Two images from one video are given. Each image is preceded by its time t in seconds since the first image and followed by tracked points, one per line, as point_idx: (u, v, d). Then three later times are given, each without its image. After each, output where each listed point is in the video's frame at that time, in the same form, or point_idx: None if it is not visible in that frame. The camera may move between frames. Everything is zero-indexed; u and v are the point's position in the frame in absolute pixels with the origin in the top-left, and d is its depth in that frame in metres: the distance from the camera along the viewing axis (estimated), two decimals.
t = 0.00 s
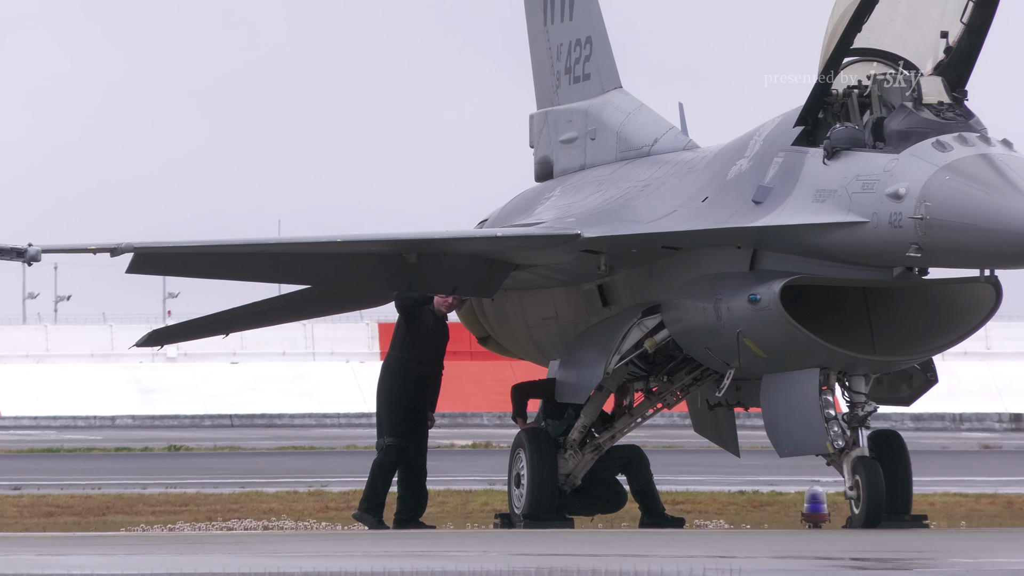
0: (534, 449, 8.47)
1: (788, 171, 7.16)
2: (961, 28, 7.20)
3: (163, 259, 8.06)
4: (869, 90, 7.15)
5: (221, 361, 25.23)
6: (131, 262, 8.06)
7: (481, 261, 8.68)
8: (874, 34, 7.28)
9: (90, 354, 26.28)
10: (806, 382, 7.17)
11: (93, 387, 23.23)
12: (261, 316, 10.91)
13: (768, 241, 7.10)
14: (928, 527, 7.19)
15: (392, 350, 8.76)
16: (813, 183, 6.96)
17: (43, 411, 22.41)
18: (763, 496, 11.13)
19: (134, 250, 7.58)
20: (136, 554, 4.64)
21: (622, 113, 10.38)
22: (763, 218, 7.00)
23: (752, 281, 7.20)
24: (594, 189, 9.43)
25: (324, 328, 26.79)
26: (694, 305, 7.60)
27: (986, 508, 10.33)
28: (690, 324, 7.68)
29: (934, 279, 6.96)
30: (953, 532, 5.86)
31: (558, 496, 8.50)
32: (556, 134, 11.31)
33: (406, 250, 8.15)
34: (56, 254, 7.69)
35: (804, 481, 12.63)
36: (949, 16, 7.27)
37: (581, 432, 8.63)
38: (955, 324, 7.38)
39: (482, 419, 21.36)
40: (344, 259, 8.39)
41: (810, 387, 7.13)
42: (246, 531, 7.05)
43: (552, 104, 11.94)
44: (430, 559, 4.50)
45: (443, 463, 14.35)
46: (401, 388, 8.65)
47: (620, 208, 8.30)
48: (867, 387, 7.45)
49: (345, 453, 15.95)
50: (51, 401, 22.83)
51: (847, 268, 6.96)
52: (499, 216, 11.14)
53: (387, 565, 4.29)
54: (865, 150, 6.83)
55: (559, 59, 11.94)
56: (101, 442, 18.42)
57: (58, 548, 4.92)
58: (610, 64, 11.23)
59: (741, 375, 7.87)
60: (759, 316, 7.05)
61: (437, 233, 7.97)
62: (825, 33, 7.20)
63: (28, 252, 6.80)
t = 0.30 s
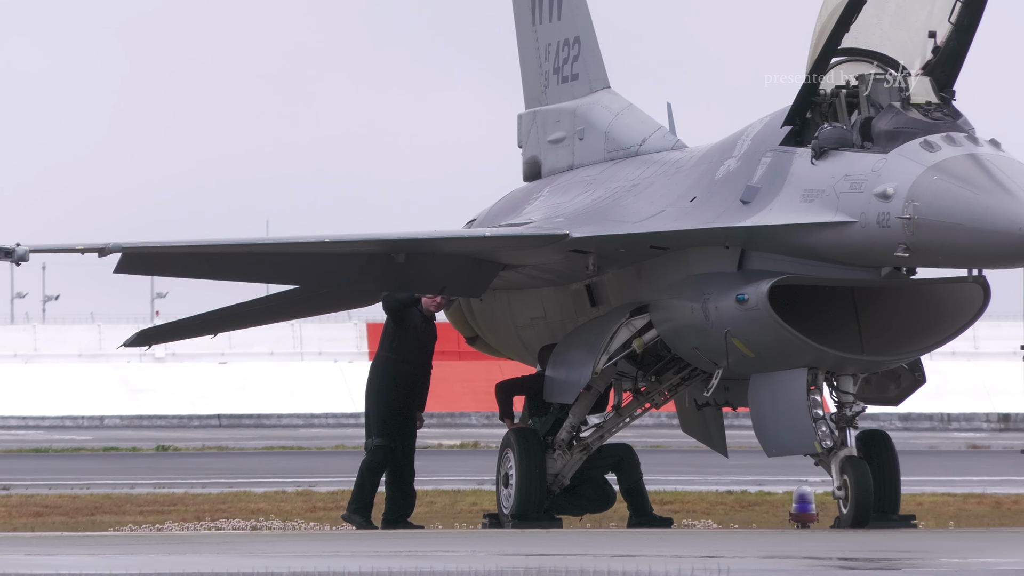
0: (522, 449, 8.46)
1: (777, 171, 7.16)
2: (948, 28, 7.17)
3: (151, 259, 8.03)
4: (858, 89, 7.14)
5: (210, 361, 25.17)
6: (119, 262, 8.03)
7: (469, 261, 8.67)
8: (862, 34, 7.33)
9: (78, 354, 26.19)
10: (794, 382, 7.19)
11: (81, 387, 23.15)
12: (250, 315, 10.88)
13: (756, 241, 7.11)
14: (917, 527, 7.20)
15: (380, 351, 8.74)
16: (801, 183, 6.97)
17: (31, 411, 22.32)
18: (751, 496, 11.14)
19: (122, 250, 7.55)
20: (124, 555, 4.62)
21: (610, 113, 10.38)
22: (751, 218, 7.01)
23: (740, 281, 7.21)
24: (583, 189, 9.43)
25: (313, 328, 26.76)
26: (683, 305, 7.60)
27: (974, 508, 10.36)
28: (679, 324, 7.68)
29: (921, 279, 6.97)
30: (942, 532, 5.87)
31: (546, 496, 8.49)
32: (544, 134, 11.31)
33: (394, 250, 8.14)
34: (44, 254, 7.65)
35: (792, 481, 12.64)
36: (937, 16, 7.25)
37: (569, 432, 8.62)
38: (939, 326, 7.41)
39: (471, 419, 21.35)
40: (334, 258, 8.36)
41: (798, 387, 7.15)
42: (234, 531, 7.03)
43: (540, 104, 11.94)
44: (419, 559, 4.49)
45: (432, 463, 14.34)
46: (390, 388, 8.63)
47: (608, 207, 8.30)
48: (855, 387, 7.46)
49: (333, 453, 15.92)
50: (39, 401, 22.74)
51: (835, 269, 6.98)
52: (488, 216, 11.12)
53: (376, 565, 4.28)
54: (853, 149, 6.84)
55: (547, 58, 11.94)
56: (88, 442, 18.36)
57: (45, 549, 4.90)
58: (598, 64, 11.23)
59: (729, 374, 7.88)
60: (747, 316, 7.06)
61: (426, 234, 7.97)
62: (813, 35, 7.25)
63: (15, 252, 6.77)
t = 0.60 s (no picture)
0: (520, 448, 8.47)
1: (773, 171, 7.17)
2: (946, 28, 7.15)
3: (148, 259, 8.03)
4: (853, 89, 7.21)
5: (206, 361, 25.15)
6: (116, 262, 8.03)
7: (466, 261, 8.68)
8: (859, 34, 7.35)
9: (74, 354, 26.16)
10: (791, 382, 7.19)
11: (78, 388, 23.12)
12: (247, 316, 10.88)
13: (752, 241, 7.12)
14: (913, 527, 7.21)
15: (378, 351, 8.69)
16: (797, 183, 6.97)
17: (27, 411, 22.29)
18: (748, 496, 11.14)
19: (119, 250, 7.54)
20: (120, 554, 4.61)
21: (606, 113, 10.38)
22: (747, 218, 7.01)
23: (737, 281, 7.21)
24: (579, 189, 9.43)
25: (309, 328, 26.76)
26: (679, 305, 7.60)
27: (971, 508, 10.36)
28: (675, 323, 7.68)
29: (918, 279, 6.98)
30: (939, 532, 5.86)
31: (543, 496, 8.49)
32: (541, 134, 11.31)
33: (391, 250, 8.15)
34: (40, 254, 7.65)
35: (789, 481, 12.64)
36: (933, 16, 7.24)
37: (566, 432, 8.61)
38: (937, 325, 7.42)
39: (468, 419, 21.34)
40: (331, 258, 8.37)
41: (795, 388, 7.15)
42: (231, 531, 7.01)
43: (537, 104, 11.94)
44: (415, 559, 4.48)
45: (429, 463, 14.33)
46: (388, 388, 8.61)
47: (604, 207, 8.30)
48: (853, 388, 7.54)
49: (330, 453, 15.90)
50: (36, 401, 22.71)
51: (832, 269, 6.98)
52: (485, 216, 11.11)
53: (373, 565, 4.27)
54: (849, 150, 6.85)
55: (544, 59, 11.94)
56: (85, 442, 18.33)
57: (42, 548, 4.89)
58: (595, 64, 11.23)
59: (726, 374, 7.88)
60: (743, 317, 7.06)
61: (423, 234, 7.97)
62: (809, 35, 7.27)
63: (12, 252, 6.77)
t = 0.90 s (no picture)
0: (519, 448, 8.47)
1: (772, 171, 7.17)
2: (945, 28, 7.14)
3: (147, 259, 8.02)
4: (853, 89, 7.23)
5: (205, 361, 25.15)
6: (114, 262, 8.03)
7: (466, 261, 8.68)
8: (858, 34, 7.35)
9: (73, 354, 26.15)
10: (789, 382, 7.19)
11: (77, 388, 23.11)
12: (246, 316, 10.87)
13: (751, 241, 7.12)
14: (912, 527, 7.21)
15: (377, 353, 8.72)
16: (796, 183, 6.97)
17: (26, 411, 22.28)
18: (748, 496, 11.13)
19: (118, 250, 7.55)
20: (119, 554, 4.61)
21: (605, 113, 10.38)
22: (746, 218, 7.01)
23: (736, 281, 7.21)
24: (578, 189, 9.43)
25: (308, 328, 26.77)
26: (679, 305, 7.60)
27: (971, 508, 10.35)
28: (674, 323, 7.68)
29: (917, 279, 6.98)
30: (939, 532, 5.86)
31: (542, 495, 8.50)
32: (540, 134, 11.30)
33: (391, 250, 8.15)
34: (39, 254, 7.64)
35: (789, 481, 12.63)
36: (932, 16, 7.22)
37: (565, 431, 8.61)
38: (938, 324, 7.43)
39: (467, 419, 21.33)
40: (331, 258, 8.39)
41: (794, 388, 7.14)
42: (230, 531, 7.00)
43: (536, 104, 11.93)
44: (414, 559, 4.47)
45: (428, 463, 14.32)
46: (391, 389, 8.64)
47: (604, 207, 8.30)
48: (852, 389, 7.53)
49: (329, 453, 15.90)
50: (35, 401, 22.71)
51: (831, 269, 6.99)
52: (484, 216, 11.10)
53: (372, 565, 4.27)
54: (848, 150, 6.85)
55: (543, 59, 11.93)
56: (84, 442, 18.33)
57: (41, 548, 4.88)
58: (594, 64, 11.23)
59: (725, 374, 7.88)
60: (742, 317, 7.06)
61: (422, 234, 7.97)
62: (808, 35, 7.26)
63: (11, 252, 6.76)
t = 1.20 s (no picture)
0: (520, 448, 8.47)
1: (773, 171, 7.17)
2: (946, 28, 7.17)
3: (148, 259, 8.02)
4: (853, 89, 7.21)
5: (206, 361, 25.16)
6: (115, 262, 8.03)
7: (466, 261, 8.69)
8: (859, 34, 7.34)
9: (75, 354, 26.15)
10: (790, 382, 7.19)
11: (78, 388, 23.12)
12: (247, 316, 10.87)
13: (752, 241, 7.12)
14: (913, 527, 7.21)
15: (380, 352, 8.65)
16: (797, 183, 6.97)
17: (27, 411, 22.30)
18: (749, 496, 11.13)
19: (119, 250, 7.55)
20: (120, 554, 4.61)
21: (606, 113, 10.38)
22: (748, 218, 7.01)
23: (737, 281, 7.20)
24: (579, 189, 9.42)
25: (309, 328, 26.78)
26: (680, 305, 7.60)
27: (972, 508, 10.35)
28: (675, 324, 7.68)
29: (917, 279, 6.98)
30: (940, 532, 5.86)
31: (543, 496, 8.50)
32: (541, 134, 11.30)
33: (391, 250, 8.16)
34: (40, 254, 7.64)
35: (789, 481, 12.63)
36: (933, 16, 7.25)
37: (567, 431, 8.61)
38: (940, 323, 7.43)
39: (468, 419, 21.32)
40: (332, 258, 8.39)
41: (795, 388, 7.14)
42: (230, 531, 7.00)
43: (537, 104, 11.93)
44: (414, 559, 4.47)
45: (429, 463, 14.33)
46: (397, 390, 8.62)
47: (605, 207, 8.30)
48: (853, 388, 7.53)
49: (330, 453, 15.90)
50: (36, 401, 22.72)
51: (832, 269, 6.99)
52: (485, 216, 11.10)
53: (372, 565, 4.27)
54: (849, 149, 6.85)
55: (544, 59, 11.93)
56: (85, 442, 18.33)
57: (42, 548, 4.89)
58: (595, 64, 11.23)
59: (726, 374, 7.88)
60: (743, 317, 7.06)
61: (422, 233, 7.97)
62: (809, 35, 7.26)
63: (12, 252, 6.77)
